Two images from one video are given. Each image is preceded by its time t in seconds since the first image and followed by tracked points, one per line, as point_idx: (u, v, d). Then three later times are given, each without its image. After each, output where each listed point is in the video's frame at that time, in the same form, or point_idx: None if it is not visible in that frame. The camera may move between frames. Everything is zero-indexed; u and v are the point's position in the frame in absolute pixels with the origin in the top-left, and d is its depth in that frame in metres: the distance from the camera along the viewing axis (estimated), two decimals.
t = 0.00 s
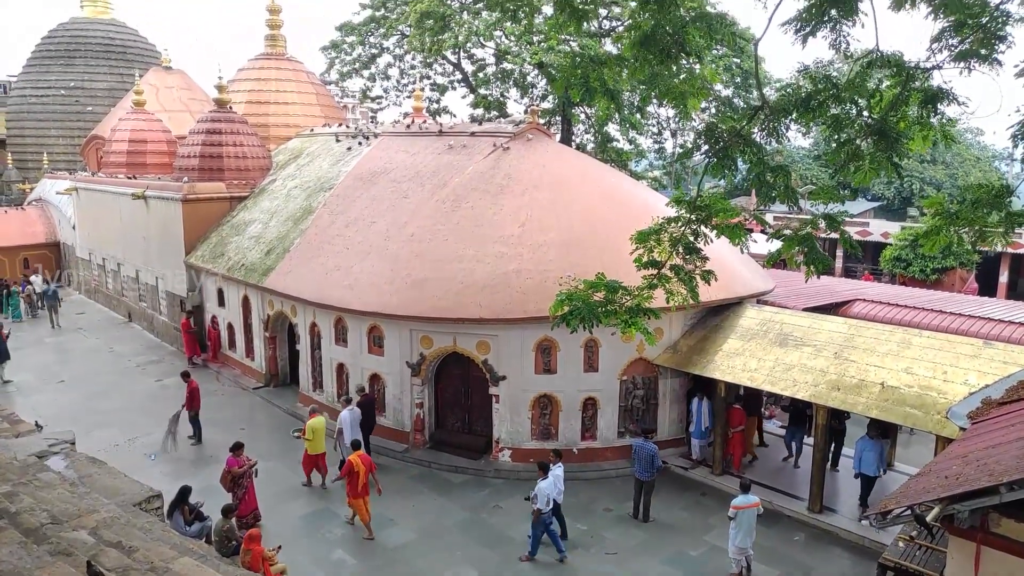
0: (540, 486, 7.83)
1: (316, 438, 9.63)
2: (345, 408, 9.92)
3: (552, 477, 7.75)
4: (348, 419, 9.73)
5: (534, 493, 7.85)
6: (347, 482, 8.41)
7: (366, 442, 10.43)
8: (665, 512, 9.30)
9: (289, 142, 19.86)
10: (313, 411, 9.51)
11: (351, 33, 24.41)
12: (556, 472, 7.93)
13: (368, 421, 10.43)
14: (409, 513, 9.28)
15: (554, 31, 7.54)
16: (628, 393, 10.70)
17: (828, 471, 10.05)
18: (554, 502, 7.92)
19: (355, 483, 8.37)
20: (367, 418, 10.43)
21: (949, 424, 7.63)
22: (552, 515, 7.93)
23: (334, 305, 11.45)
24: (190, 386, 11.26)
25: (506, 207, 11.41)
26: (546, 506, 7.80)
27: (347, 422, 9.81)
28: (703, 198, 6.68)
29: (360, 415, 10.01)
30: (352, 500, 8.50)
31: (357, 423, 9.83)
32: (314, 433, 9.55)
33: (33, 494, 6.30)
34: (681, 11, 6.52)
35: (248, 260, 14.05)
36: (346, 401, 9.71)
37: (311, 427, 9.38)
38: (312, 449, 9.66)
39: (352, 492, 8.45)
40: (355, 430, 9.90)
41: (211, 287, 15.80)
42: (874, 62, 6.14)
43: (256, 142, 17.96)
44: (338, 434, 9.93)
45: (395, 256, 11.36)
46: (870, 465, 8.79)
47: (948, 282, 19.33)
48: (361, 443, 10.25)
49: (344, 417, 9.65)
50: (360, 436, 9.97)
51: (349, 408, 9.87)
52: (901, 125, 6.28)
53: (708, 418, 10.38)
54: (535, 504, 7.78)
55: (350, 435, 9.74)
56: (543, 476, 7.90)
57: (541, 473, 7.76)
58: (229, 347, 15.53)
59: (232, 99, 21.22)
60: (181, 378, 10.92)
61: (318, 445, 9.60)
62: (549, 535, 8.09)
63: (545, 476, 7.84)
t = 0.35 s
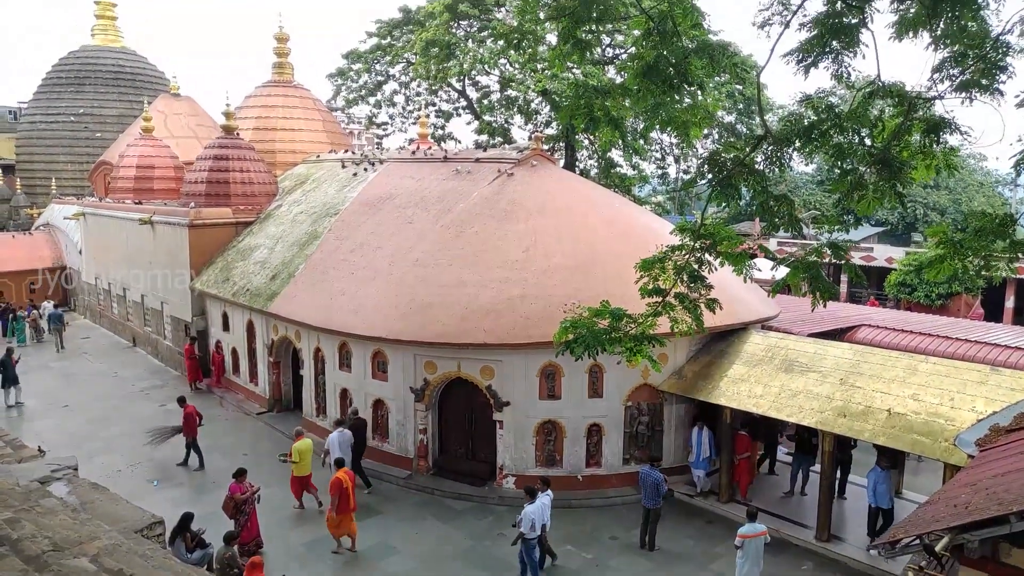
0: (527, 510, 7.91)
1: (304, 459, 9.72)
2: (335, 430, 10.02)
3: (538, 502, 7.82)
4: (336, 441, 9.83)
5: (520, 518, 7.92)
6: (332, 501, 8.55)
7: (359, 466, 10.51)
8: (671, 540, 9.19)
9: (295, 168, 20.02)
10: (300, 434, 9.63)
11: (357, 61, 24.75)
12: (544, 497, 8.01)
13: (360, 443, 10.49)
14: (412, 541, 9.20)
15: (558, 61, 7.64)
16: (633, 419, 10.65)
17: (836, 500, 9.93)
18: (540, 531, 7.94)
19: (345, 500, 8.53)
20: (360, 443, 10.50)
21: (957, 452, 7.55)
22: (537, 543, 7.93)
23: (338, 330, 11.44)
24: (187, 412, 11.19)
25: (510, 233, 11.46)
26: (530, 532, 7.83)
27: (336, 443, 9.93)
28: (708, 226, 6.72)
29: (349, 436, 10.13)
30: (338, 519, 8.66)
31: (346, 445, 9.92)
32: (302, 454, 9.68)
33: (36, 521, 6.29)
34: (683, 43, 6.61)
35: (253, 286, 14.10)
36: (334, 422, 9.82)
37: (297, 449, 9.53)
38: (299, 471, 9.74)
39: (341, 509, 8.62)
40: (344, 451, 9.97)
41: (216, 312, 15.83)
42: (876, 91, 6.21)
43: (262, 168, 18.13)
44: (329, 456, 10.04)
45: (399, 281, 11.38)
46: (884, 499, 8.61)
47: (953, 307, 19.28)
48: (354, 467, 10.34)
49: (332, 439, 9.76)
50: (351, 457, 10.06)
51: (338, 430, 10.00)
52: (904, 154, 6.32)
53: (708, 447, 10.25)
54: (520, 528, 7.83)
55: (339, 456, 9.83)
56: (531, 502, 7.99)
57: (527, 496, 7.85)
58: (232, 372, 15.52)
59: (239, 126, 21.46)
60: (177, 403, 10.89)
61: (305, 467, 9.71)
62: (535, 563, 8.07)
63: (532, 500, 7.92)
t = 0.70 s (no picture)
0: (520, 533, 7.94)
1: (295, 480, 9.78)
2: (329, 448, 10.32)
3: (531, 525, 7.83)
4: (331, 458, 10.12)
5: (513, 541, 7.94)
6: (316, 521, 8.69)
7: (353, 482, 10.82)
8: (680, 566, 9.08)
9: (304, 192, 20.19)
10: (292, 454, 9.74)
11: (366, 86, 25.05)
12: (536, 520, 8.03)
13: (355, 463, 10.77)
14: (418, 565, 9.12)
15: (565, 88, 7.73)
16: (641, 444, 10.60)
17: (846, 526, 9.80)
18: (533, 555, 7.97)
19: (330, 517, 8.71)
20: (354, 461, 10.80)
21: (969, 478, 7.47)
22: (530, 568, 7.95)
23: (345, 353, 11.44)
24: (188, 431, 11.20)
25: (518, 256, 11.49)
26: (523, 555, 7.85)
27: (331, 461, 10.22)
28: (715, 251, 6.74)
29: (343, 455, 10.40)
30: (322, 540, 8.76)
31: (341, 462, 10.25)
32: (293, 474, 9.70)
33: (41, 545, 6.30)
34: (689, 70, 6.68)
35: (262, 308, 14.16)
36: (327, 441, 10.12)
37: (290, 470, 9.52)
38: (291, 491, 9.80)
39: (326, 530, 8.74)
40: (338, 468, 10.24)
41: (224, 334, 15.87)
42: (882, 117, 6.25)
43: (271, 191, 18.31)
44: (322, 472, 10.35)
45: (407, 305, 11.41)
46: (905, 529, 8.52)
47: (963, 331, 19.16)
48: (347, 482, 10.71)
49: (328, 457, 10.07)
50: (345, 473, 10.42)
51: (334, 448, 10.27)
52: (911, 180, 6.34)
53: (712, 480, 9.93)
54: (513, 551, 7.85)
55: (333, 473, 10.17)
56: (523, 525, 8.02)
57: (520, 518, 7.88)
58: (240, 395, 15.52)
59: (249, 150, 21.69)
60: (177, 425, 10.87)
61: (297, 488, 9.76)
62: None
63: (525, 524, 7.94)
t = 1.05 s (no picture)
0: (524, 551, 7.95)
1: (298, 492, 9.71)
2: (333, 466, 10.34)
3: (536, 544, 7.84)
4: (336, 476, 10.14)
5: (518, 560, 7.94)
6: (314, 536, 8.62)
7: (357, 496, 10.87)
8: None
9: (324, 212, 20.41)
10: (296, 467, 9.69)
11: (385, 109, 25.37)
12: (539, 538, 8.05)
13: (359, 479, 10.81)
14: None
15: (582, 111, 7.79)
16: (659, 466, 10.50)
17: (868, 556, 9.52)
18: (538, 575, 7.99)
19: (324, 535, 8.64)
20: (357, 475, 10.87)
21: (994, 504, 7.32)
22: None
23: (362, 373, 11.47)
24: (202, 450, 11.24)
25: (534, 277, 11.51)
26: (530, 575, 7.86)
27: (336, 479, 10.24)
28: (733, 273, 6.72)
29: (348, 472, 10.42)
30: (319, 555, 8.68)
31: (346, 479, 10.28)
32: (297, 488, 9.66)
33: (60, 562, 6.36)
34: (705, 93, 6.73)
35: (280, 328, 14.27)
36: (332, 457, 10.14)
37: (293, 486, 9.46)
38: (294, 506, 9.74)
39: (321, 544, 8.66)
40: (344, 485, 10.26)
41: (242, 354, 15.98)
42: (901, 140, 6.24)
43: (291, 212, 18.53)
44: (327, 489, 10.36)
45: (423, 325, 11.46)
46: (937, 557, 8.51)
47: (987, 354, 18.88)
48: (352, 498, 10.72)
49: (333, 475, 10.11)
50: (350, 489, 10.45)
51: (337, 465, 10.30)
52: (931, 202, 6.29)
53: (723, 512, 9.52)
54: (520, 571, 7.85)
55: (340, 490, 10.21)
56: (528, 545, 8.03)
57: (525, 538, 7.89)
58: (258, 414, 15.59)
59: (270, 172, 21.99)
60: (193, 444, 10.94)
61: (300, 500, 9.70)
62: None
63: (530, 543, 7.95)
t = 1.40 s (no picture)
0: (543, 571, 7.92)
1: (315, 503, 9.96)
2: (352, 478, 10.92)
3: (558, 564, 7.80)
4: (351, 486, 10.67)
5: None
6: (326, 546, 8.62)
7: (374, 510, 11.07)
8: None
9: (356, 230, 20.69)
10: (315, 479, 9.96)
11: (417, 129, 25.71)
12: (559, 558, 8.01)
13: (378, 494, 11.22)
14: None
15: (612, 130, 7.82)
16: (691, 488, 10.37)
17: None
18: None
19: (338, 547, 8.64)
20: (376, 488, 11.09)
21: None
22: None
23: (392, 390, 11.53)
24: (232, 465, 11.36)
25: (564, 294, 11.51)
26: None
27: (352, 490, 10.76)
28: (766, 292, 6.66)
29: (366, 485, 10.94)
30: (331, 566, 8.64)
31: (361, 491, 10.78)
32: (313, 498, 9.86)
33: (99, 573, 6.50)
34: (737, 111, 6.73)
35: (312, 344, 14.44)
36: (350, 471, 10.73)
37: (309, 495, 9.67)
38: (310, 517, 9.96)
39: (333, 555, 8.64)
40: (359, 497, 10.73)
41: (275, 370, 16.18)
42: (937, 157, 6.17)
43: (324, 231, 18.84)
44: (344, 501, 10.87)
45: (453, 342, 11.51)
46: None
47: None
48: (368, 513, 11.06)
49: (348, 486, 10.64)
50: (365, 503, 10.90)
51: (354, 477, 10.85)
52: (969, 221, 6.19)
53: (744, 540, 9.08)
54: None
55: (354, 502, 10.68)
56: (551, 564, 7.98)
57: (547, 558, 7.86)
58: (290, 430, 15.75)
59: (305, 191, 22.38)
60: (224, 459, 11.07)
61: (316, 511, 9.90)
62: None
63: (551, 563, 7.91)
